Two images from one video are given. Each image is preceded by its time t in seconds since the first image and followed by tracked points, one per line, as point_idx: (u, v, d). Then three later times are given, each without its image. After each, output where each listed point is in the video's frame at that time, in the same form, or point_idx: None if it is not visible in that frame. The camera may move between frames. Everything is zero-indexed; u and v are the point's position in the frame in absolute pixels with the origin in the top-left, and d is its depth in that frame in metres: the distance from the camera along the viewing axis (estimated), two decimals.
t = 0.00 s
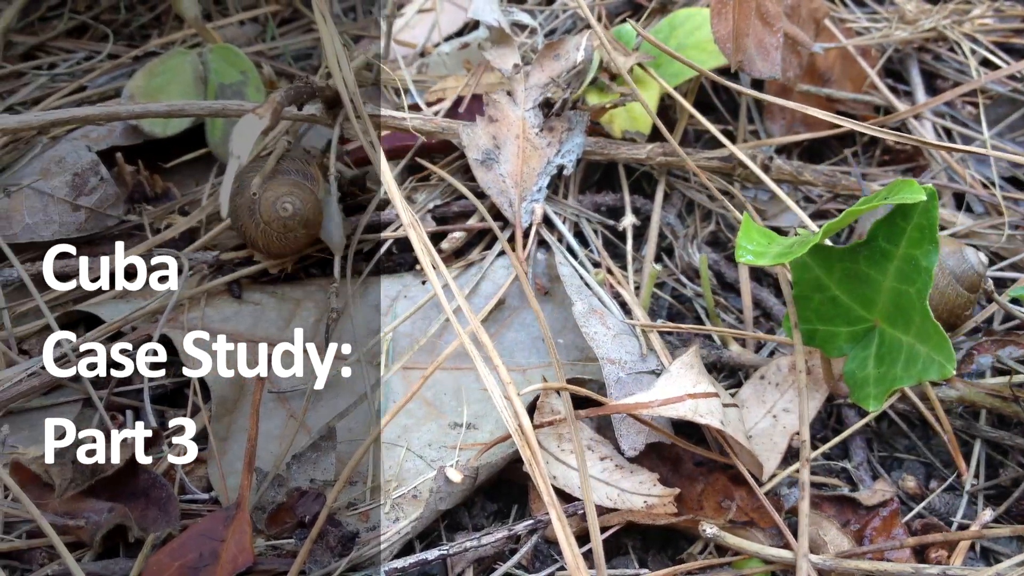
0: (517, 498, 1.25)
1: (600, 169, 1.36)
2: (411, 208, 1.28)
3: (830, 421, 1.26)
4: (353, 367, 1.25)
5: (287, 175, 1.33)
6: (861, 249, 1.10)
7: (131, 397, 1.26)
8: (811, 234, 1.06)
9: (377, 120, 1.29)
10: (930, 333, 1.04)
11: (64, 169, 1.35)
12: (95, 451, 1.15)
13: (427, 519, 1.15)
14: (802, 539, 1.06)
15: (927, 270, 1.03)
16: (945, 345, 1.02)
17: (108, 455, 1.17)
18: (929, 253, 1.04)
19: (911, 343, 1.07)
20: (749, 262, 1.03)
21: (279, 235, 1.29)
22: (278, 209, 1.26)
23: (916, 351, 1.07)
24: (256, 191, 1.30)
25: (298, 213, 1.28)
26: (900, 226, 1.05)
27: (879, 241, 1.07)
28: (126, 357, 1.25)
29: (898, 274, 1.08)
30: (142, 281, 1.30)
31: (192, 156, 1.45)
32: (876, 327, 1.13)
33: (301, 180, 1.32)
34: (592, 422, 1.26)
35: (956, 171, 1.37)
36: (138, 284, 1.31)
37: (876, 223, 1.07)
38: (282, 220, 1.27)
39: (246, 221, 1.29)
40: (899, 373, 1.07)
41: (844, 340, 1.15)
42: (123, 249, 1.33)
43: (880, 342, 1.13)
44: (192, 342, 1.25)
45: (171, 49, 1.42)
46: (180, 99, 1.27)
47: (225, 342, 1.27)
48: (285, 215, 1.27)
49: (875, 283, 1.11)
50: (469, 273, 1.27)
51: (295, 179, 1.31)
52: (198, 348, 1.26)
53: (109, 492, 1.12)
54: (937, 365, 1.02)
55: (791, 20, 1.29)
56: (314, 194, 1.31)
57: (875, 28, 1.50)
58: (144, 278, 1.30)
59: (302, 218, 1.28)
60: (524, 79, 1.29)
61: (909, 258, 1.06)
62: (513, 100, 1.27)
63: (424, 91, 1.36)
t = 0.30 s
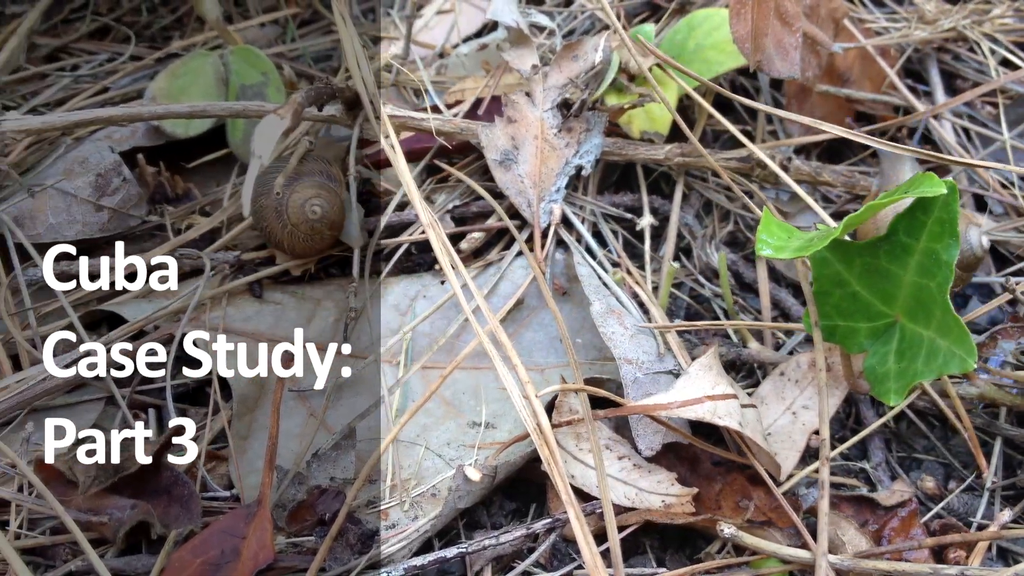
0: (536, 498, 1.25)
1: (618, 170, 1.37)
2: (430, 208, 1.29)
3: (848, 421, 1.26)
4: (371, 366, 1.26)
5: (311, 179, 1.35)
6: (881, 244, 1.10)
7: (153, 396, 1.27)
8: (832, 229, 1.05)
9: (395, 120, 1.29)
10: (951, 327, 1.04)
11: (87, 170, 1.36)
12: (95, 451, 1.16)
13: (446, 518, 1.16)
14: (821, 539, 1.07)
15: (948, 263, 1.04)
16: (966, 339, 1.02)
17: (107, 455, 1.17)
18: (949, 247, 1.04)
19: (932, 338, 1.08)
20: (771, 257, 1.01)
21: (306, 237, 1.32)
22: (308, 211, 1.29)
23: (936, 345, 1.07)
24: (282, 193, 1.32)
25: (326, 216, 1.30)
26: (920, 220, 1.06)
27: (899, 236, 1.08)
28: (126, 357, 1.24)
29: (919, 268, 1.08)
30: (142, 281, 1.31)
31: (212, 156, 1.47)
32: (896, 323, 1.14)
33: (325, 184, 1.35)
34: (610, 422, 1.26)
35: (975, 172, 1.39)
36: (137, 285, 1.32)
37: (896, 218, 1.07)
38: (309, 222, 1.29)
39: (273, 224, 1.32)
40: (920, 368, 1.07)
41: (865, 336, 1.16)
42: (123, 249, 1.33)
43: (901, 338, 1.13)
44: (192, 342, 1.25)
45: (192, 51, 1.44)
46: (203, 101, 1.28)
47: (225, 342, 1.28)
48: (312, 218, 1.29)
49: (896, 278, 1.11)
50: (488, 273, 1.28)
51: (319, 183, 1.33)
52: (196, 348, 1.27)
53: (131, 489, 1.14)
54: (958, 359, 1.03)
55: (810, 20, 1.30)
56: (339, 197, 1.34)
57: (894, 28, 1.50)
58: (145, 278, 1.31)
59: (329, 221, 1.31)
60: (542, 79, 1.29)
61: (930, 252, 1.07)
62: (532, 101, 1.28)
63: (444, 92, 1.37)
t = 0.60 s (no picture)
0: (554, 497, 1.26)
1: (636, 171, 1.38)
2: (447, 206, 1.31)
3: (866, 421, 1.26)
4: (390, 366, 1.26)
5: (325, 171, 1.37)
6: (900, 243, 1.10)
7: (174, 394, 1.28)
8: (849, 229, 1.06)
9: (414, 121, 1.30)
10: (969, 327, 1.04)
11: (109, 171, 1.38)
12: (95, 451, 1.16)
13: (465, 516, 1.16)
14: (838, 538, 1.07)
15: (966, 263, 1.03)
16: (985, 339, 1.02)
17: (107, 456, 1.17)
18: (967, 246, 1.04)
19: (950, 338, 1.08)
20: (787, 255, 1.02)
21: (319, 229, 1.33)
22: (321, 202, 1.30)
23: (954, 345, 1.07)
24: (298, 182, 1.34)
25: (338, 207, 1.32)
26: (938, 220, 1.06)
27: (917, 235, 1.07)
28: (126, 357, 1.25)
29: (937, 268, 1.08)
30: (141, 281, 1.31)
31: (228, 160, 1.49)
32: (914, 323, 1.14)
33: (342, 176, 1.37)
34: (628, 422, 1.27)
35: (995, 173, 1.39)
36: (138, 284, 1.32)
37: (914, 217, 1.07)
38: (322, 212, 1.31)
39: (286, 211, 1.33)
40: (938, 368, 1.07)
41: (882, 336, 1.16)
42: (123, 249, 1.34)
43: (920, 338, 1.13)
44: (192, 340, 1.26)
45: (213, 53, 1.46)
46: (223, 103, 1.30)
47: (224, 342, 1.28)
48: (325, 208, 1.31)
49: (914, 278, 1.11)
50: (506, 273, 1.29)
51: (335, 174, 1.36)
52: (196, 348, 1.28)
53: (152, 488, 1.15)
54: (976, 360, 1.03)
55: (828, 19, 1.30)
56: (353, 192, 1.36)
57: (912, 28, 1.50)
58: (145, 278, 1.31)
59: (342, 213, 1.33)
60: (560, 80, 1.30)
61: (948, 252, 1.07)
62: (550, 101, 1.28)
63: (462, 93, 1.38)
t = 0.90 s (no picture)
0: (572, 497, 1.26)
1: (654, 171, 1.39)
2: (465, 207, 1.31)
3: (884, 422, 1.27)
4: (409, 366, 1.27)
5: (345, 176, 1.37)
6: (918, 243, 1.11)
7: (195, 394, 1.29)
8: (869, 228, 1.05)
9: (433, 123, 1.30)
10: (988, 327, 1.04)
11: (132, 172, 1.41)
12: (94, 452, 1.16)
13: (483, 515, 1.16)
14: (856, 537, 1.07)
15: (985, 262, 1.03)
16: (1005, 338, 1.02)
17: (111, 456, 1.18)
18: (986, 246, 1.04)
19: (970, 337, 1.08)
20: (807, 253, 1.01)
21: (335, 232, 1.33)
22: (339, 208, 1.31)
23: (974, 345, 1.07)
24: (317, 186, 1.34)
25: (355, 213, 1.32)
26: (957, 220, 1.06)
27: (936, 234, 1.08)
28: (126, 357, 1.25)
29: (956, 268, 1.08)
30: (142, 282, 1.33)
31: (248, 161, 1.52)
32: (933, 323, 1.14)
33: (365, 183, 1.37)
34: (646, 421, 1.28)
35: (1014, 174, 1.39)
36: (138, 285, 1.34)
37: (932, 217, 1.08)
38: (338, 216, 1.31)
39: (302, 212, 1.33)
40: (957, 367, 1.07)
41: (901, 335, 1.15)
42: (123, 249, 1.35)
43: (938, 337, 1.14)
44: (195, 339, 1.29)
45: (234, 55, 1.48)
46: (243, 104, 1.31)
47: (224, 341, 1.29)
48: (340, 210, 1.31)
49: (933, 278, 1.11)
50: (524, 273, 1.29)
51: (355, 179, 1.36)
52: (198, 348, 1.30)
53: (175, 485, 1.16)
54: (995, 359, 1.03)
55: (846, 20, 1.30)
56: (372, 198, 1.36)
57: (930, 28, 1.50)
58: (145, 278, 1.33)
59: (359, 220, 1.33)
60: (578, 81, 1.31)
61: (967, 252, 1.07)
62: (568, 103, 1.29)
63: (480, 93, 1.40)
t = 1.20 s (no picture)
0: (591, 496, 1.27)
1: (672, 172, 1.40)
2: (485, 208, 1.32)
3: (903, 422, 1.27)
4: (429, 365, 1.28)
5: (345, 166, 1.40)
6: (937, 243, 1.10)
7: (217, 392, 1.32)
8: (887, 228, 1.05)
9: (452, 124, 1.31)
10: (1008, 327, 1.04)
11: (155, 173, 1.42)
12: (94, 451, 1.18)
13: (502, 514, 1.16)
14: (875, 537, 1.07)
15: (1005, 263, 1.03)
16: None
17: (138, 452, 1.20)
18: (1006, 246, 1.03)
19: (989, 337, 1.08)
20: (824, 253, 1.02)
21: (331, 223, 1.37)
22: (332, 198, 1.34)
23: (993, 345, 1.07)
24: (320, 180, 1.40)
25: (348, 204, 1.35)
26: (976, 220, 1.05)
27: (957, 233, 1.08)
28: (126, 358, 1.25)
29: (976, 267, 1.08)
30: (142, 282, 1.35)
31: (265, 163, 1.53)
32: (953, 323, 1.14)
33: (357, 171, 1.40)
34: (665, 421, 1.28)
35: None
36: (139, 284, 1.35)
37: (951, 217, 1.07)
38: (334, 210, 1.35)
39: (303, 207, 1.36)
40: (977, 368, 1.07)
41: (920, 336, 1.16)
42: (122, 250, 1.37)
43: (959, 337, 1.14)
44: (194, 343, 1.27)
45: (256, 57, 1.50)
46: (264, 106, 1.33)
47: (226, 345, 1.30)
48: (335, 205, 1.34)
49: (953, 278, 1.11)
50: (543, 273, 1.30)
51: (350, 169, 1.39)
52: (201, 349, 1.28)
53: (197, 482, 1.18)
54: (1015, 359, 1.03)
55: (865, 22, 1.30)
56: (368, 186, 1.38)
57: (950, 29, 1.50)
58: (144, 277, 1.35)
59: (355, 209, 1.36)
60: (597, 82, 1.31)
61: (987, 251, 1.06)
62: (587, 104, 1.30)
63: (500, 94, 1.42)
